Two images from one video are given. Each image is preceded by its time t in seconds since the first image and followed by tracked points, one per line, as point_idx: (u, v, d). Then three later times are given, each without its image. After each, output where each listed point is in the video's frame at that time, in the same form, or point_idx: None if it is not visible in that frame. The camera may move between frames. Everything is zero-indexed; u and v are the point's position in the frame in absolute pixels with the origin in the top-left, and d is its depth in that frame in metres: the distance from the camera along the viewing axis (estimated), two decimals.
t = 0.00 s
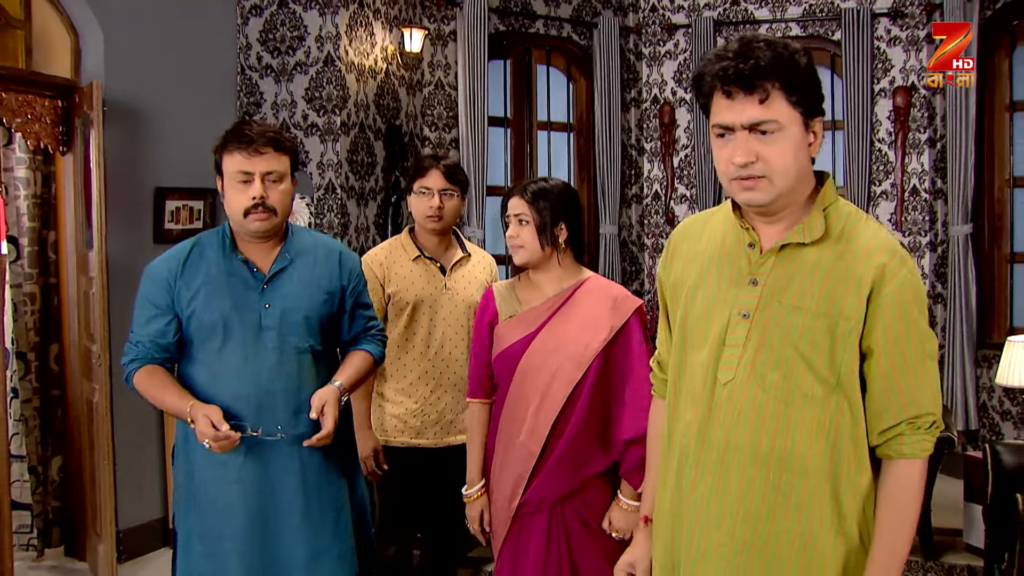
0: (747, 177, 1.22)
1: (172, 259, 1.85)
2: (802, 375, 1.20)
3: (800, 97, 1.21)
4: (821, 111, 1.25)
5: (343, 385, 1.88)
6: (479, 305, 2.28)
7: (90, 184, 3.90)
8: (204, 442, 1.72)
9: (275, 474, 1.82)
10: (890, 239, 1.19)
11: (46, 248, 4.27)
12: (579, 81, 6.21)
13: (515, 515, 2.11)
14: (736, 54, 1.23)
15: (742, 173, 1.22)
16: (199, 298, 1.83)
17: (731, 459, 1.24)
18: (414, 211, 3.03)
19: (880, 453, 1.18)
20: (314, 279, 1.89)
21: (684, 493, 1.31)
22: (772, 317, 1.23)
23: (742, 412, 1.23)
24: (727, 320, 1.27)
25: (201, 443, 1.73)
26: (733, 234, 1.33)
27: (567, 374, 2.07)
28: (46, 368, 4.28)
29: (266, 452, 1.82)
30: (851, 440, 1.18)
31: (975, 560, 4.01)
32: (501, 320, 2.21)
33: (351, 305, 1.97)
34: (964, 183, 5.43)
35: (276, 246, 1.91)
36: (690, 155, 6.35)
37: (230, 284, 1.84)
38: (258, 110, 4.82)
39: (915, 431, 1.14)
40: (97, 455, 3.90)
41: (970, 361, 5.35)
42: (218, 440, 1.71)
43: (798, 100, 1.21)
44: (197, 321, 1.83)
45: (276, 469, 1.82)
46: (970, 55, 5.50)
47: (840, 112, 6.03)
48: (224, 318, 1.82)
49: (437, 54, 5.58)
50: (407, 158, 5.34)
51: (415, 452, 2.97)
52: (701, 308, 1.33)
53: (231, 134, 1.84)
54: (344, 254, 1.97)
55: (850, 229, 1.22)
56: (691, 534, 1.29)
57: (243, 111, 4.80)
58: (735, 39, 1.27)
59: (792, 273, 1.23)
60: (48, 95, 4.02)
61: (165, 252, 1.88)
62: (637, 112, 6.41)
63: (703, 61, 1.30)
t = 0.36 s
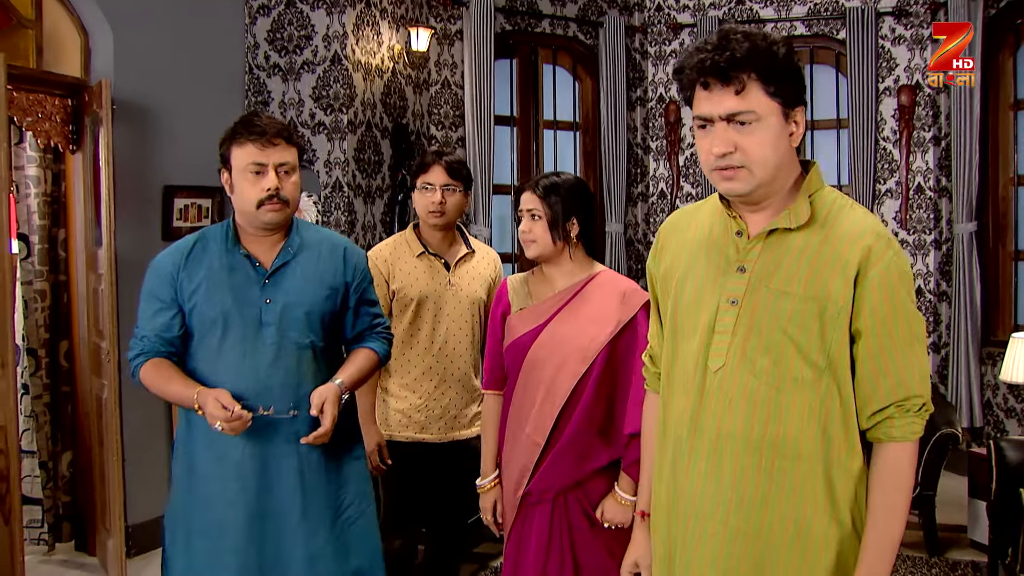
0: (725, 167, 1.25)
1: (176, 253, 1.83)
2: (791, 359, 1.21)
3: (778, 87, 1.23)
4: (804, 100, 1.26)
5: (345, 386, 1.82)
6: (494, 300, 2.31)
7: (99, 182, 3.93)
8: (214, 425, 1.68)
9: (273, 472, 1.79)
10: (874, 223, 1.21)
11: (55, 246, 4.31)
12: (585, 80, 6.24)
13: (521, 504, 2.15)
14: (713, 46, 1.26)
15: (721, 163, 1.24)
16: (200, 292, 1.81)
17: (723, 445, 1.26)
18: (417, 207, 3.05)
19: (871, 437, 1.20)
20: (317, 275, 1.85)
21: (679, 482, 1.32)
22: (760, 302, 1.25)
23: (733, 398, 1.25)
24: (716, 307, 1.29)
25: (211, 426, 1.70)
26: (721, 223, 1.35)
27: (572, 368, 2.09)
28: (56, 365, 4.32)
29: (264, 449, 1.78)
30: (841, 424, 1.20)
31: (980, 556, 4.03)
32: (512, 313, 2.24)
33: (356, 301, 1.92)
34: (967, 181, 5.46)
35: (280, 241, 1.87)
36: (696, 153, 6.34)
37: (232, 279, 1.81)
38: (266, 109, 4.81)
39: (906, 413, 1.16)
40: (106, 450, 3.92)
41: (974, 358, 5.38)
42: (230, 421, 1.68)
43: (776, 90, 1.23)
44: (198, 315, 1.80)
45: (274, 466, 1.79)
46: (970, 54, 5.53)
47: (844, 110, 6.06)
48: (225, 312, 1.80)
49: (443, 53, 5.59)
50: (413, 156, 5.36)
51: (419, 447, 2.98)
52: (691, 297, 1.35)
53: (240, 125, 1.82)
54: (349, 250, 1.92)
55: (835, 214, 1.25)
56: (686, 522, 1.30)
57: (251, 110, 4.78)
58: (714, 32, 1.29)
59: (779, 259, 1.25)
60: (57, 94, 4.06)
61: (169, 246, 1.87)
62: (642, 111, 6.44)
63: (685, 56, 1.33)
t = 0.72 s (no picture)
0: (708, 160, 1.27)
1: (208, 249, 1.80)
2: (783, 349, 1.24)
3: (759, 80, 1.26)
4: (787, 92, 1.29)
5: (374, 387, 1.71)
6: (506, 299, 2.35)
7: (107, 182, 3.96)
8: (246, 416, 1.64)
9: (295, 472, 1.72)
10: (861, 212, 1.24)
11: (63, 246, 4.34)
12: (590, 81, 6.25)
13: (527, 498, 2.16)
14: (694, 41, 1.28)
15: (703, 156, 1.27)
16: (230, 287, 1.76)
17: (717, 437, 1.27)
18: (421, 206, 3.06)
19: (865, 424, 1.22)
20: (348, 271, 1.77)
21: (673, 475, 1.34)
22: (751, 294, 1.27)
23: (725, 390, 1.27)
24: (707, 300, 1.31)
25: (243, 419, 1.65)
26: (709, 217, 1.37)
27: (580, 365, 2.10)
28: (64, 364, 4.35)
29: (286, 449, 1.71)
30: (833, 412, 1.22)
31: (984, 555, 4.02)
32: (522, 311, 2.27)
33: (390, 299, 1.83)
34: (972, 182, 5.46)
35: (312, 237, 1.81)
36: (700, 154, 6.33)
37: (262, 275, 1.75)
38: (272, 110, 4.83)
39: (898, 400, 1.18)
40: (113, 449, 3.93)
41: (979, 358, 5.40)
42: (262, 414, 1.62)
43: (758, 84, 1.26)
44: (228, 312, 1.75)
45: (297, 466, 1.72)
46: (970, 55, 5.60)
47: (849, 112, 6.07)
48: (254, 309, 1.74)
49: (449, 54, 5.61)
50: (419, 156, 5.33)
51: (423, 445, 2.98)
52: (681, 292, 1.37)
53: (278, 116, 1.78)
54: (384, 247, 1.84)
55: (822, 205, 1.27)
56: (682, 516, 1.32)
57: (258, 111, 4.81)
58: (697, 28, 1.32)
59: (768, 250, 1.28)
60: (66, 95, 4.09)
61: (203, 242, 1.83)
62: (647, 113, 6.45)
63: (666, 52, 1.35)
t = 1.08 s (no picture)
0: (691, 161, 1.29)
1: (228, 252, 1.81)
2: (772, 346, 1.25)
3: (741, 83, 1.27)
4: (771, 94, 1.30)
5: (392, 398, 1.71)
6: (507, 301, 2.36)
7: (107, 186, 3.97)
8: (250, 423, 1.63)
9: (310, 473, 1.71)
10: (846, 210, 1.26)
11: (63, 251, 4.35)
12: (589, 87, 6.27)
13: (531, 500, 2.17)
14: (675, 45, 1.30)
15: (687, 157, 1.29)
16: (249, 290, 1.77)
17: (708, 435, 1.29)
18: (419, 210, 3.07)
19: (853, 420, 1.24)
20: (368, 276, 1.77)
21: (666, 474, 1.35)
22: (740, 292, 1.28)
23: (715, 388, 1.28)
24: (697, 300, 1.33)
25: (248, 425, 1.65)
26: (698, 218, 1.39)
27: (586, 367, 2.11)
28: (64, 368, 4.35)
29: (305, 454, 1.71)
30: (823, 408, 1.24)
31: (983, 559, 4.02)
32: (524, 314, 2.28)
33: (412, 303, 1.83)
34: (969, 187, 5.49)
35: (333, 239, 1.81)
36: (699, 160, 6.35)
37: (281, 279, 1.76)
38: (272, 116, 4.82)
39: (885, 395, 1.20)
40: (112, 453, 3.93)
41: (977, 362, 5.41)
42: (266, 421, 1.62)
43: (740, 86, 1.27)
44: (247, 315, 1.77)
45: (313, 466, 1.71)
46: (971, 53, 5.53)
47: (847, 117, 6.09)
48: (273, 313, 1.75)
49: (448, 60, 5.67)
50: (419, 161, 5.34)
51: (423, 448, 2.97)
52: (670, 292, 1.38)
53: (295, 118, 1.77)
54: (406, 250, 1.83)
55: (809, 204, 1.29)
56: (674, 515, 1.33)
57: (257, 117, 4.79)
58: (680, 31, 1.33)
59: (756, 248, 1.29)
60: (66, 100, 4.10)
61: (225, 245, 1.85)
62: (646, 118, 6.47)
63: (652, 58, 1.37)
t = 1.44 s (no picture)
0: (683, 160, 1.29)
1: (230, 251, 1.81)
2: (770, 344, 1.25)
3: (732, 82, 1.27)
4: (765, 92, 1.30)
5: (395, 396, 1.70)
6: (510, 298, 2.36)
7: (109, 186, 3.97)
8: (265, 397, 1.61)
9: (312, 472, 1.71)
10: (844, 206, 1.26)
11: (66, 250, 4.35)
12: (592, 86, 6.27)
13: (532, 499, 2.16)
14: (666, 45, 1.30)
15: (678, 157, 1.29)
16: (252, 289, 1.77)
17: (706, 433, 1.28)
18: (422, 209, 3.07)
19: (850, 416, 1.24)
20: (370, 273, 1.77)
21: (664, 471, 1.35)
22: (738, 289, 1.28)
23: (713, 385, 1.28)
24: (695, 297, 1.32)
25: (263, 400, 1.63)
26: (696, 215, 1.38)
27: (587, 366, 2.11)
28: (67, 368, 4.36)
29: (308, 453, 1.71)
30: (820, 404, 1.24)
31: (987, 559, 4.01)
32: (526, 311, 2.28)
33: (416, 299, 1.82)
34: (972, 185, 5.48)
35: (335, 237, 1.80)
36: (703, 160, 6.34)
37: (283, 277, 1.76)
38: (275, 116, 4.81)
39: (882, 392, 1.20)
40: (115, 452, 3.93)
41: (981, 362, 5.39)
42: (281, 394, 1.60)
43: (731, 86, 1.27)
44: (249, 314, 1.76)
45: (318, 464, 1.71)
46: (970, 54, 5.56)
47: (851, 116, 6.07)
48: (275, 311, 1.74)
49: (450, 60, 5.67)
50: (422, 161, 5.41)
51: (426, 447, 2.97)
52: (668, 289, 1.38)
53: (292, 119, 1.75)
54: (409, 246, 1.83)
55: (807, 200, 1.29)
56: (672, 512, 1.33)
57: (260, 117, 4.79)
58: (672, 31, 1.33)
59: (754, 245, 1.29)
60: (69, 100, 4.10)
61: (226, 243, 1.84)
62: (649, 118, 6.46)
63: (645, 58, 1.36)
